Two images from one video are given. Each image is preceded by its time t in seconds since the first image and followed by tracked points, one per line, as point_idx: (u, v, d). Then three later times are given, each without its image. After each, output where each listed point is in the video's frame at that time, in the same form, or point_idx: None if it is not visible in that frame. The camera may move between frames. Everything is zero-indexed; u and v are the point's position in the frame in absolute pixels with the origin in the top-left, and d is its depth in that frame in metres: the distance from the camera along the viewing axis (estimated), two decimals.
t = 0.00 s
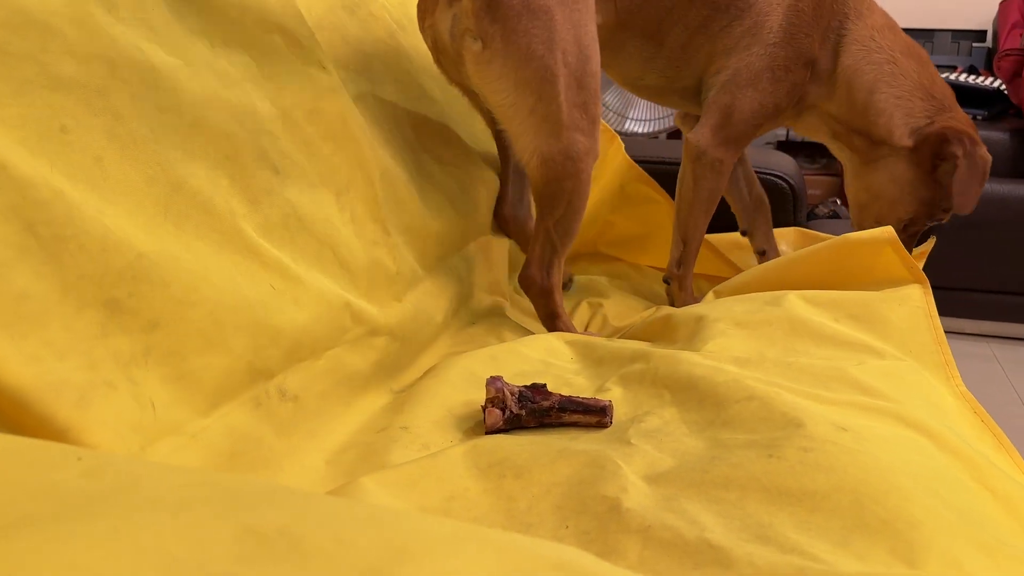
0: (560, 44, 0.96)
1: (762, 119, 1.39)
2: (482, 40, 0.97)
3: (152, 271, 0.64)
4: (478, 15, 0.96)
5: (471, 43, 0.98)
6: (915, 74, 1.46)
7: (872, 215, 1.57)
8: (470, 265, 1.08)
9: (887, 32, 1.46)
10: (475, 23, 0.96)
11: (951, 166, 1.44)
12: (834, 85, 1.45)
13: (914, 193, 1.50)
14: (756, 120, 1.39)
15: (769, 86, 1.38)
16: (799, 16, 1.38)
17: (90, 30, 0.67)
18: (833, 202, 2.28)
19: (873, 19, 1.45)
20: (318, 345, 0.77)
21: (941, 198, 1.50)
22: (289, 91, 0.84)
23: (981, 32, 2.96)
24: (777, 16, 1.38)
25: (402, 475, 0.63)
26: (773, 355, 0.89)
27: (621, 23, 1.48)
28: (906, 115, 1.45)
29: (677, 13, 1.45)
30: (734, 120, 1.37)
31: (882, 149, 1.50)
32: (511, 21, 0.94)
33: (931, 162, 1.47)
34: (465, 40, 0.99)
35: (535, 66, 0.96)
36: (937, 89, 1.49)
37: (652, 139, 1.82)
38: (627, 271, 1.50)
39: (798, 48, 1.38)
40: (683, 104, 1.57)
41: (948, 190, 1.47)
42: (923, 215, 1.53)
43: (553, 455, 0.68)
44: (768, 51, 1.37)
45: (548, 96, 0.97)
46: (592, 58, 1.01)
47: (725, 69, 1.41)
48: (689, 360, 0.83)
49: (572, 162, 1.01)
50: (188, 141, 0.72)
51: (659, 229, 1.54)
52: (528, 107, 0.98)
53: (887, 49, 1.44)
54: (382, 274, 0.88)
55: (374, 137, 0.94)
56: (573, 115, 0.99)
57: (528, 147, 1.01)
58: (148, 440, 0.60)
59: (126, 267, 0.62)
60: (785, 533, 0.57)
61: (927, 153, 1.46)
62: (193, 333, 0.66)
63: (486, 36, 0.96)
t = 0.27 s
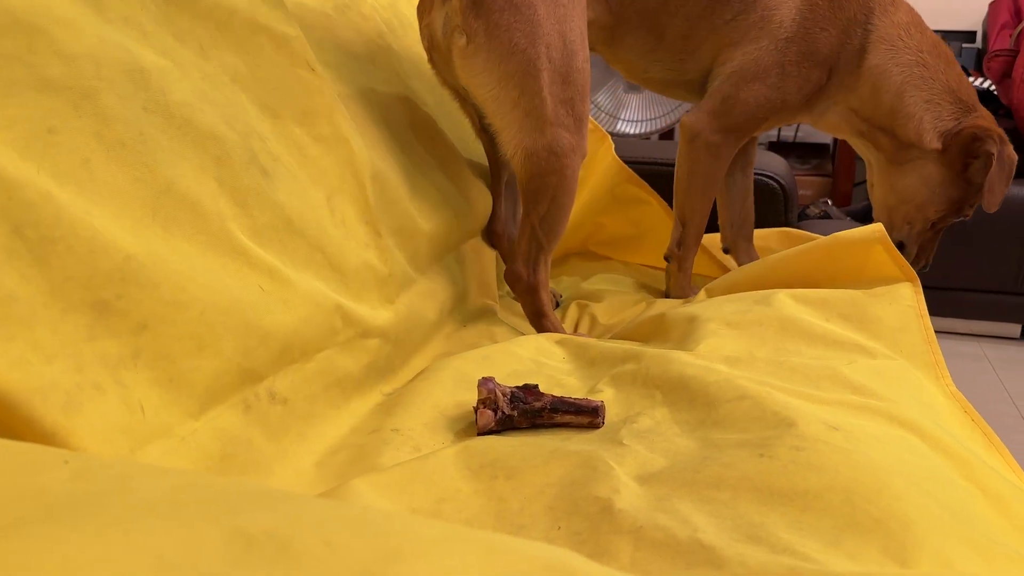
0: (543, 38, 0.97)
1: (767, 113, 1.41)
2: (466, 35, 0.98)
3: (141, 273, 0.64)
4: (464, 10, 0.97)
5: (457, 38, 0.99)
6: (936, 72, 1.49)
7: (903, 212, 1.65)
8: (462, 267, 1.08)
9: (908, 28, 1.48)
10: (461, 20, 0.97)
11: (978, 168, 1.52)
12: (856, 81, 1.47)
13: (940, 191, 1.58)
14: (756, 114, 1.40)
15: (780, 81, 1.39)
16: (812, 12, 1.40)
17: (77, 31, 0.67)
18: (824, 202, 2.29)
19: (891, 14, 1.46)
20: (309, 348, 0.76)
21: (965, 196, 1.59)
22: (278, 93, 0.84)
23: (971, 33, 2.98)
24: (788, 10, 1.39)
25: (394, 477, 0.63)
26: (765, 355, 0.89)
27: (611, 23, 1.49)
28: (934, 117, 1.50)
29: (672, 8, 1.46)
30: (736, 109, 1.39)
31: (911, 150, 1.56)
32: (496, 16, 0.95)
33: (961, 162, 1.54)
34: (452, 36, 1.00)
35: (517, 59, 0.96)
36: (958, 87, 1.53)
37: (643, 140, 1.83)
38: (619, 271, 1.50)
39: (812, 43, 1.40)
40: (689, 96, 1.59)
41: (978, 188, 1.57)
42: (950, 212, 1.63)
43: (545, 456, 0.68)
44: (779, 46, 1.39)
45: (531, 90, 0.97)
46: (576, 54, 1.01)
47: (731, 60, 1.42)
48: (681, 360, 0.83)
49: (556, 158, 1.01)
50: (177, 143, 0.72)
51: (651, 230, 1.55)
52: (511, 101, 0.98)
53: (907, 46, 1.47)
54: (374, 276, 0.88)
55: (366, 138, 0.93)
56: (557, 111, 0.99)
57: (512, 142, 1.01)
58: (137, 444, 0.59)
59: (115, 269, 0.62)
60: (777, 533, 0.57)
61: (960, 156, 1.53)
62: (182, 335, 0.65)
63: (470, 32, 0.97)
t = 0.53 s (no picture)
0: (552, 29, 0.97)
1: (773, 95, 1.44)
2: (476, 22, 0.97)
3: (133, 274, 0.63)
4: None
5: (466, 25, 0.99)
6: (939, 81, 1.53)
7: (885, 215, 1.66)
8: (456, 268, 1.08)
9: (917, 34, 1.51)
10: (472, 7, 0.97)
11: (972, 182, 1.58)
12: (872, 82, 1.47)
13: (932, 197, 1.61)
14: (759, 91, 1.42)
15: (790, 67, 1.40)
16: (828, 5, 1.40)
17: (68, 31, 0.66)
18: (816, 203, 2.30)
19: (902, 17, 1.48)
20: (302, 349, 0.76)
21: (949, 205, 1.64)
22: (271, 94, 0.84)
23: (960, 35, 3.00)
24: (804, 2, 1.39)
25: (388, 480, 0.63)
26: (759, 355, 0.89)
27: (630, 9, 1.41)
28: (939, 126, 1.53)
29: None
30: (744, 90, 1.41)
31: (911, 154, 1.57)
32: (507, 4, 0.95)
33: (956, 173, 1.59)
34: (461, 23, 1.00)
35: (527, 49, 0.96)
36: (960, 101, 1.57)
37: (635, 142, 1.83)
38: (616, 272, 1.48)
39: (830, 37, 1.39)
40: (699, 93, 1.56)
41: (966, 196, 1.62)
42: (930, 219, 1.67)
43: (539, 457, 0.68)
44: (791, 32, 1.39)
45: (540, 79, 0.98)
46: (581, 48, 1.01)
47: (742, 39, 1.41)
48: (675, 361, 0.83)
49: (560, 151, 1.01)
50: (169, 143, 0.71)
51: (649, 233, 1.52)
52: (518, 90, 0.99)
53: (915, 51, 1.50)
54: (368, 277, 0.87)
55: (359, 139, 0.93)
56: (562, 102, 0.99)
57: (517, 132, 1.01)
58: (129, 446, 0.59)
59: (106, 271, 0.61)
60: (773, 534, 0.56)
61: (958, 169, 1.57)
62: (175, 337, 0.65)
63: (480, 19, 0.97)
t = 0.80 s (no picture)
0: (552, 35, 0.97)
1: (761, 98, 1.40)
2: (476, 26, 0.97)
3: (125, 277, 0.63)
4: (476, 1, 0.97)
5: (466, 28, 0.99)
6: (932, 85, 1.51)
7: (893, 216, 1.69)
8: (449, 270, 1.08)
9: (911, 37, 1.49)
10: (472, 10, 0.97)
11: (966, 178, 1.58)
12: (861, 84, 1.46)
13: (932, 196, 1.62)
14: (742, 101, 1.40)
15: (782, 72, 1.39)
16: (821, 7, 1.39)
17: (59, 33, 0.66)
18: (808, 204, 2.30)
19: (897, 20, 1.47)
20: (295, 352, 0.76)
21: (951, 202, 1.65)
22: (264, 96, 0.84)
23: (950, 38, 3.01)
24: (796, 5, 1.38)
25: (381, 482, 0.63)
26: (752, 357, 0.89)
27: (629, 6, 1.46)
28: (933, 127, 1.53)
29: None
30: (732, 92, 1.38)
31: (907, 158, 1.57)
32: (507, 8, 0.96)
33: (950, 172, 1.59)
34: (460, 26, 1.00)
35: (526, 54, 0.97)
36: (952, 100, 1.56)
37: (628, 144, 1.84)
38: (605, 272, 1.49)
39: (823, 40, 1.39)
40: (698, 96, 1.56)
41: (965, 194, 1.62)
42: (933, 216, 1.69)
43: (533, 459, 0.68)
44: (782, 37, 1.38)
45: (538, 85, 0.98)
46: (579, 53, 1.00)
47: (736, 45, 1.40)
48: (669, 362, 0.84)
49: (558, 156, 1.01)
50: (161, 146, 0.71)
51: (641, 234, 1.53)
52: (517, 95, 0.99)
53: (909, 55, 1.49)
54: (361, 280, 0.87)
55: (352, 141, 0.93)
56: (561, 107, 0.99)
57: (515, 138, 1.01)
58: (121, 449, 0.58)
59: (98, 273, 0.61)
60: (766, 535, 0.57)
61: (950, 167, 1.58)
62: (167, 340, 0.65)
63: (480, 23, 0.97)
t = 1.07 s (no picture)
0: (544, 46, 0.97)
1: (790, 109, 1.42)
2: (468, 33, 0.97)
3: (117, 280, 0.63)
4: (466, 7, 0.96)
5: (456, 34, 0.98)
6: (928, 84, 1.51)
7: (899, 223, 1.66)
8: (444, 272, 1.08)
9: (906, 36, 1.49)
10: (462, 16, 0.97)
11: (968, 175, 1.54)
12: (862, 91, 1.47)
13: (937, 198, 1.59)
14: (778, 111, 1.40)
15: (801, 81, 1.39)
16: (832, 13, 1.38)
17: (52, 36, 0.66)
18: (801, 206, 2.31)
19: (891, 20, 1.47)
20: (288, 355, 0.76)
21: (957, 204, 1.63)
22: (257, 98, 0.83)
23: (942, 39, 3.02)
24: (810, 12, 1.37)
25: (377, 485, 0.63)
26: (746, 358, 0.89)
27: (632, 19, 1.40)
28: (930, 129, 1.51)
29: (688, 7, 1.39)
30: (759, 104, 1.37)
31: (908, 163, 1.55)
32: (499, 17, 0.95)
33: (952, 174, 1.57)
34: (451, 31, 0.99)
35: (518, 65, 0.97)
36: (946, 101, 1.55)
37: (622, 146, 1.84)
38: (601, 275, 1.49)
39: (833, 46, 1.39)
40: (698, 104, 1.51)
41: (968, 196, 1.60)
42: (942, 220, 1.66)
43: (528, 462, 0.68)
44: (801, 47, 1.37)
45: (531, 96, 0.98)
46: (569, 61, 1.00)
47: (752, 58, 1.38)
48: (663, 365, 0.84)
49: (554, 166, 1.02)
50: (154, 149, 0.71)
51: (633, 235, 1.53)
52: (508, 106, 0.99)
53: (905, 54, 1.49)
54: (354, 283, 0.87)
55: (346, 144, 0.93)
56: (554, 118, 1.00)
57: (509, 150, 1.01)
58: (115, 453, 0.58)
59: (91, 276, 0.61)
60: (760, 536, 0.57)
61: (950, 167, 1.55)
62: (160, 344, 0.64)
63: (472, 30, 0.96)
